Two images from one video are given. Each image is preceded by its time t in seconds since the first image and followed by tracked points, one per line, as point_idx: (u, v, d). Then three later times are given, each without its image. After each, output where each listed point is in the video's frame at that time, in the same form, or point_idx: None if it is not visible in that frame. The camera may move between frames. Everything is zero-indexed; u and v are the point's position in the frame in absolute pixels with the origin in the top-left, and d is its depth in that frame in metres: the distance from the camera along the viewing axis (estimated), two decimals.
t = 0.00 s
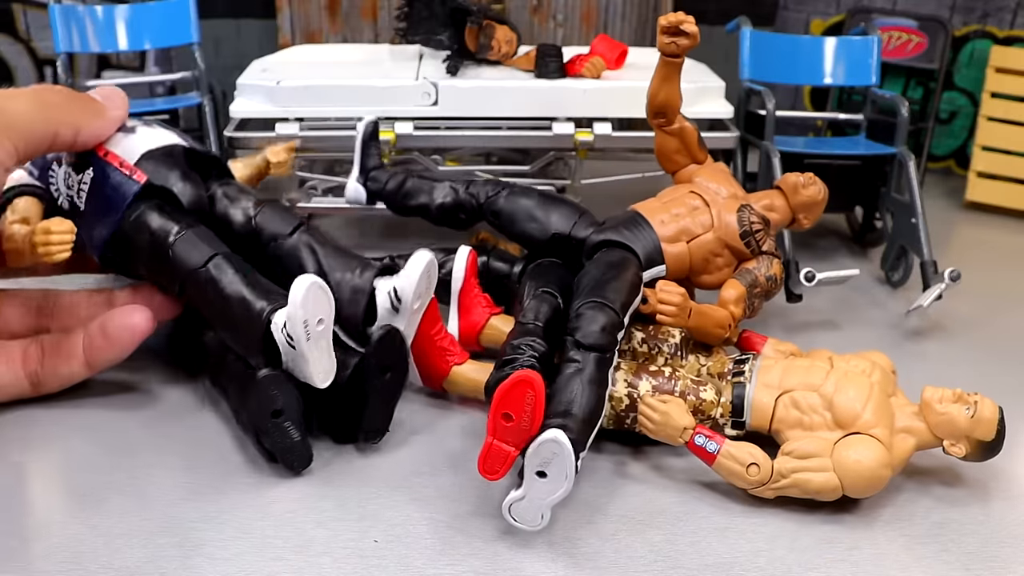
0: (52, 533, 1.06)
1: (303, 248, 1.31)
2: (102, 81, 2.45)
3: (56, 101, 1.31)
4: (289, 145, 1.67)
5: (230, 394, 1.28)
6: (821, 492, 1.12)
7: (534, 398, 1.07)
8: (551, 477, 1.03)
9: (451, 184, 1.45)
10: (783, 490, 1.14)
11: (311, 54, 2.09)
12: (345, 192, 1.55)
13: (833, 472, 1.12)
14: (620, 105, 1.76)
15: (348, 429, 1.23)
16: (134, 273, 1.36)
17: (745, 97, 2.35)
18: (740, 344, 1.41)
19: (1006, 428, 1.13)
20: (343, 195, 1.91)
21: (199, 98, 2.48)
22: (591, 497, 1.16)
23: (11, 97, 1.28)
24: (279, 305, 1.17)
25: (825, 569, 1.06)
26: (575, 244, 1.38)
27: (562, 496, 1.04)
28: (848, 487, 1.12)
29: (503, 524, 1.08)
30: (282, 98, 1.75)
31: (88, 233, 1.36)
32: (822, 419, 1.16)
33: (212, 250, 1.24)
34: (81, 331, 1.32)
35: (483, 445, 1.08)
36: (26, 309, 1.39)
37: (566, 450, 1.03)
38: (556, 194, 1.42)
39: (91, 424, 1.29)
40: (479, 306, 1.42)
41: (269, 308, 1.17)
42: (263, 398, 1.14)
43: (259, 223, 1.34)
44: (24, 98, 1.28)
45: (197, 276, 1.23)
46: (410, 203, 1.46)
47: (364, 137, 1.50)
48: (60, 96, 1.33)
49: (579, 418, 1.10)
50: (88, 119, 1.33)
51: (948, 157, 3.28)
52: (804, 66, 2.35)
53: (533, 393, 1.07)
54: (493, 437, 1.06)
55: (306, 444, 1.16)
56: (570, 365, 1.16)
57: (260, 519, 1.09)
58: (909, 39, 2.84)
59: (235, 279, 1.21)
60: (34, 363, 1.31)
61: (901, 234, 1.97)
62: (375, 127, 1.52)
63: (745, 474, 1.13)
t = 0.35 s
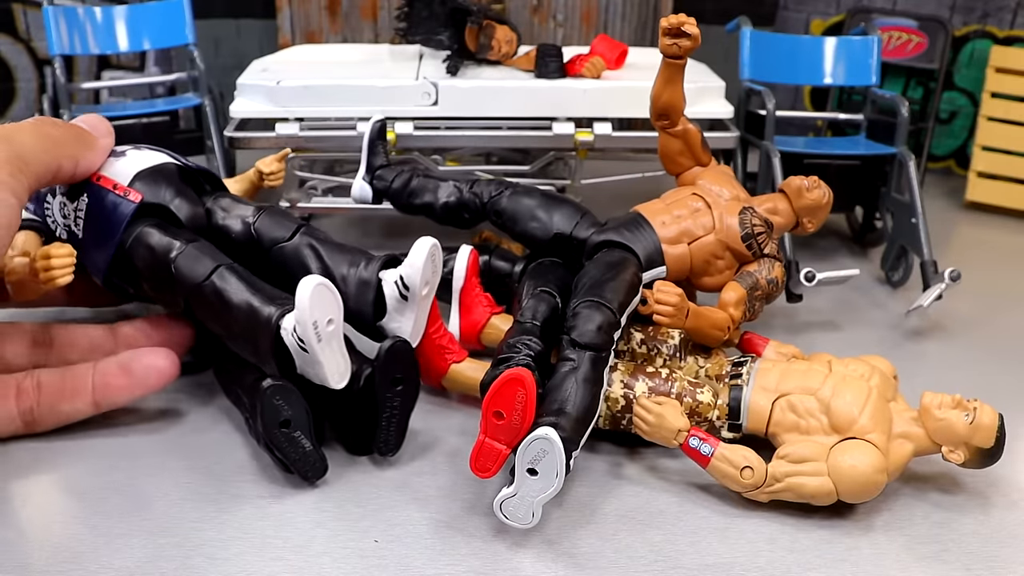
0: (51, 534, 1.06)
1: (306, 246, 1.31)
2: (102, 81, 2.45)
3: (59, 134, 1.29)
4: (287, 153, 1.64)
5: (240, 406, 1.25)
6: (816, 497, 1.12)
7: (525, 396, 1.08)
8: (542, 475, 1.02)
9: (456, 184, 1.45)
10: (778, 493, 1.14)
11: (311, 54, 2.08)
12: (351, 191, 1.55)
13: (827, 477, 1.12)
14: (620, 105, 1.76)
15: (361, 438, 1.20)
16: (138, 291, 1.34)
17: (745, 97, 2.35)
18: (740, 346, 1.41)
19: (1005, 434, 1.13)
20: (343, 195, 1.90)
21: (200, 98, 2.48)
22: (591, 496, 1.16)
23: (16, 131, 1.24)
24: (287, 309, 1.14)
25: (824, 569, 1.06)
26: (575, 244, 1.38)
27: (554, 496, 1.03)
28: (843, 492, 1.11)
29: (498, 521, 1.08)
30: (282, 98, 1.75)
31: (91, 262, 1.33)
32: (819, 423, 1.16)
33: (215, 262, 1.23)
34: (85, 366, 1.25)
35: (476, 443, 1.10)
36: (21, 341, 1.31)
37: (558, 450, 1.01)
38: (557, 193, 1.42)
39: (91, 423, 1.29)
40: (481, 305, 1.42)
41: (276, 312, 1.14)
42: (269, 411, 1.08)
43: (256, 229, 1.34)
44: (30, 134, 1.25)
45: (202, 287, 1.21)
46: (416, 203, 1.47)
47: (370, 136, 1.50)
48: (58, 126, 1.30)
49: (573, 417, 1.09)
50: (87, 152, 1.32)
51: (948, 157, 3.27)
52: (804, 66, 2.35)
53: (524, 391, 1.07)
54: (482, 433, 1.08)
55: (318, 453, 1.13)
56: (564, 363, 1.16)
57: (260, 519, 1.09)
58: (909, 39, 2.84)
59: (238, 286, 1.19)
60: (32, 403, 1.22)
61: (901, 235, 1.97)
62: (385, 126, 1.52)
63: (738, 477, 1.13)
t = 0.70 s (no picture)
0: (50, 534, 1.06)
1: (286, 247, 1.30)
2: (102, 81, 2.45)
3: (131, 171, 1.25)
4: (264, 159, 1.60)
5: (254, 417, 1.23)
6: (819, 497, 1.13)
7: (527, 398, 1.07)
8: (545, 476, 1.03)
9: (457, 184, 1.45)
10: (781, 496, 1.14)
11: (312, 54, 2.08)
12: (353, 193, 1.55)
13: (830, 478, 1.13)
14: (620, 105, 1.76)
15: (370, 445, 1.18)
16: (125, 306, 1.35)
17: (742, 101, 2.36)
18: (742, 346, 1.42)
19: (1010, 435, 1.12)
20: (343, 195, 1.90)
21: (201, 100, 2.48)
22: (592, 497, 1.16)
23: (94, 164, 1.19)
24: (273, 310, 1.15)
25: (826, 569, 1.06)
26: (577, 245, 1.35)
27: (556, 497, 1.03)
28: (846, 492, 1.12)
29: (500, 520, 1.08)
30: (282, 99, 1.75)
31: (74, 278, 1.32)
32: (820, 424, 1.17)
33: (200, 270, 1.24)
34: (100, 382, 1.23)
35: (478, 445, 1.10)
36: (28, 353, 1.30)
37: (561, 449, 1.02)
38: (559, 194, 1.40)
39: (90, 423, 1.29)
40: (483, 306, 1.42)
41: (264, 313, 1.15)
42: (274, 418, 1.08)
43: (237, 233, 1.34)
44: (107, 170, 1.20)
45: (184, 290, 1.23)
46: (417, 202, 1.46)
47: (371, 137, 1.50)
48: (132, 159, 1.26)
49: (569, 419, 1.09)
50: (151, 193, 1.29)
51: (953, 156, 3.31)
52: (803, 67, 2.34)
53: (526, 392, 1.07)
54: (484, 433, 1.08)
55: (324, 462, 1.12)
56: (566, 364, 1.16)
57: (260, 519, 1.09)
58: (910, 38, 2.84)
59: (219, 288, 1.21)
60: (43, 417, 1.19)
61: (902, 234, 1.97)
62: (385, 127, 1.53)
63: (745, 479, 1.14)
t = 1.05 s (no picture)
0: (50, 534, 1.01)
1: (274, 238, 1.25)
2: (101, 73, 2.46)
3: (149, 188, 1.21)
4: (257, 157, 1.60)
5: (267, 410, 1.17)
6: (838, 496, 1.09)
7: (546, 394, 0.92)
8: (577, 472, 0.92)
9: (464, 176, 1.39)
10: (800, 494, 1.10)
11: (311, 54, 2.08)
12: (351, 174, 1.48)
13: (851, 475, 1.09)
14: (620, 105, 1.75)
15: (390, 433, 1.14)
16: (109, 290, 1.29)
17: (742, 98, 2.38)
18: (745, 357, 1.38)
19: None
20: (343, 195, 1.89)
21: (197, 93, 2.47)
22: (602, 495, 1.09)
23: (113, 181, 1.15)
24: (252, 299, 1.10)
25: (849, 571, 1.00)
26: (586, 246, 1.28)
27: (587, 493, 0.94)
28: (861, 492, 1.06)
29: (515, 517, 1.00)
30: (282, 99, 1.74)
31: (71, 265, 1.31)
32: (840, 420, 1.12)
33: (184, 256, 1.19)
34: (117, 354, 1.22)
35: (494, 441, 0.98)
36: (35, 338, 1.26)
37: (600, 445, 0.91)
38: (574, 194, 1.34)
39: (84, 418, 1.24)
40: (489, 306, 1.35)
41: (242, 301, 1.10)
42: (308, 410, 1.06)
43: (227, 224, 1.29)
44: (125, 188, 1.16)
45: (167, 275, 1.18)
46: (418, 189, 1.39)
47: (375, 121, 1.45)
48: (149, 177, 1.21)
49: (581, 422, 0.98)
50: (163, 210, 1.23)
51: (950, 157, 3.41)
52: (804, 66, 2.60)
53: (545, 389, 0.91)
54: (502, 432, 0.96)
55: (351, 453, 1.08)
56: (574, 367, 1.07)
57: (259, 519, 1.03)
58: (910, 38, 3.10)
59: (202, 276, 1.15)
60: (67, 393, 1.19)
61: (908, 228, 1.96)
62: (391, 111, 1.48)
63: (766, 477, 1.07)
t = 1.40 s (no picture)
0: (59, 527, 0.96)
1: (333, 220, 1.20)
2: (101, 70, 2.46)
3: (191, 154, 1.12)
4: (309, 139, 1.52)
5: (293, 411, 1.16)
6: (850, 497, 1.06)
7: (541, 401, 0.92)
8: (571, 480, 0.92)
9: (462, 175, 1.39)
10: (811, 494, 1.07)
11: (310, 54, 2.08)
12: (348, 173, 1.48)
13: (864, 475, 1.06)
14: (620, 105, 1.75)
15: (414, 427, 1.11)
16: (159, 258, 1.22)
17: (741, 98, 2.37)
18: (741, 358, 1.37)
19: None
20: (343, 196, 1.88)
21: (195, 91, 2.46)
22: (605, 496, 1.06)
23: (154, 146, 1.06)
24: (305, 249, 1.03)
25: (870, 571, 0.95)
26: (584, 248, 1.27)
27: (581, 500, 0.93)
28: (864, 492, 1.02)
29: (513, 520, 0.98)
30: (282, 99, 1.74)
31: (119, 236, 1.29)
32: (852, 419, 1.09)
33: (233, 219, 1.12)
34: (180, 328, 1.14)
35: (490, 445, 0.98)
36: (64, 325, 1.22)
37: (594, 452, 0.91)
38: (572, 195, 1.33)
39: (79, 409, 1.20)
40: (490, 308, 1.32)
41: (296, 252, 1.03)
42: (337, 403, 1.03)
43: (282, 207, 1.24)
44: (170, 154, 1.07)
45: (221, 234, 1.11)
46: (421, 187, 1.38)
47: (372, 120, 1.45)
48: (194, 142, 1.14)
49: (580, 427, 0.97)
50: (208, 178, 1.16)
51: (950, 157, 3.41)
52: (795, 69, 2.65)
53: (540, 396, 0.92)
54: (497, 437, 0.96)
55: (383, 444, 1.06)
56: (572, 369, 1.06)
57: (259, 519, 0.99)
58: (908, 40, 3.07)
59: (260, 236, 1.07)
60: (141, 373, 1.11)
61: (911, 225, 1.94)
62: (389, 110, 1.49)
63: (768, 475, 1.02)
